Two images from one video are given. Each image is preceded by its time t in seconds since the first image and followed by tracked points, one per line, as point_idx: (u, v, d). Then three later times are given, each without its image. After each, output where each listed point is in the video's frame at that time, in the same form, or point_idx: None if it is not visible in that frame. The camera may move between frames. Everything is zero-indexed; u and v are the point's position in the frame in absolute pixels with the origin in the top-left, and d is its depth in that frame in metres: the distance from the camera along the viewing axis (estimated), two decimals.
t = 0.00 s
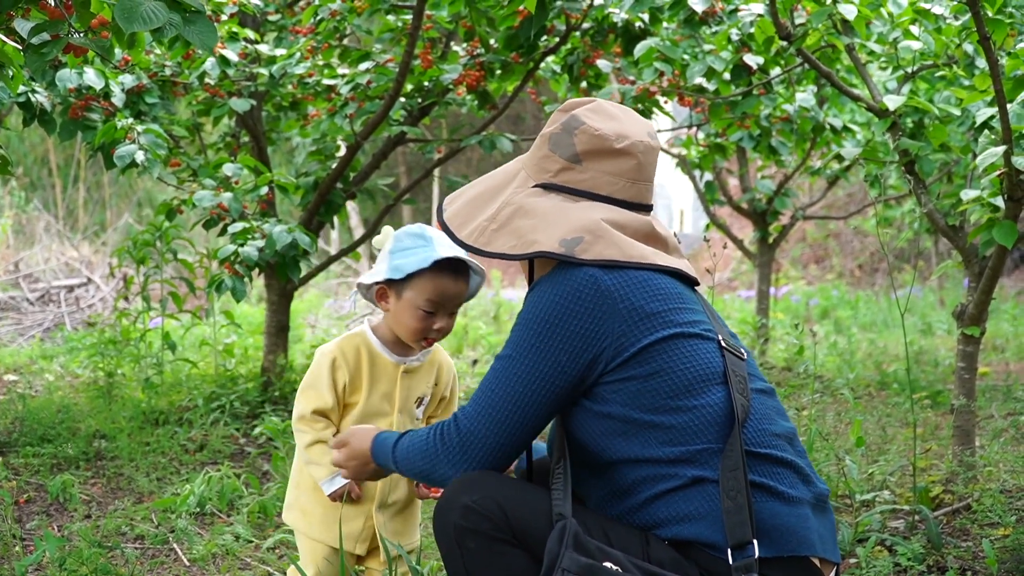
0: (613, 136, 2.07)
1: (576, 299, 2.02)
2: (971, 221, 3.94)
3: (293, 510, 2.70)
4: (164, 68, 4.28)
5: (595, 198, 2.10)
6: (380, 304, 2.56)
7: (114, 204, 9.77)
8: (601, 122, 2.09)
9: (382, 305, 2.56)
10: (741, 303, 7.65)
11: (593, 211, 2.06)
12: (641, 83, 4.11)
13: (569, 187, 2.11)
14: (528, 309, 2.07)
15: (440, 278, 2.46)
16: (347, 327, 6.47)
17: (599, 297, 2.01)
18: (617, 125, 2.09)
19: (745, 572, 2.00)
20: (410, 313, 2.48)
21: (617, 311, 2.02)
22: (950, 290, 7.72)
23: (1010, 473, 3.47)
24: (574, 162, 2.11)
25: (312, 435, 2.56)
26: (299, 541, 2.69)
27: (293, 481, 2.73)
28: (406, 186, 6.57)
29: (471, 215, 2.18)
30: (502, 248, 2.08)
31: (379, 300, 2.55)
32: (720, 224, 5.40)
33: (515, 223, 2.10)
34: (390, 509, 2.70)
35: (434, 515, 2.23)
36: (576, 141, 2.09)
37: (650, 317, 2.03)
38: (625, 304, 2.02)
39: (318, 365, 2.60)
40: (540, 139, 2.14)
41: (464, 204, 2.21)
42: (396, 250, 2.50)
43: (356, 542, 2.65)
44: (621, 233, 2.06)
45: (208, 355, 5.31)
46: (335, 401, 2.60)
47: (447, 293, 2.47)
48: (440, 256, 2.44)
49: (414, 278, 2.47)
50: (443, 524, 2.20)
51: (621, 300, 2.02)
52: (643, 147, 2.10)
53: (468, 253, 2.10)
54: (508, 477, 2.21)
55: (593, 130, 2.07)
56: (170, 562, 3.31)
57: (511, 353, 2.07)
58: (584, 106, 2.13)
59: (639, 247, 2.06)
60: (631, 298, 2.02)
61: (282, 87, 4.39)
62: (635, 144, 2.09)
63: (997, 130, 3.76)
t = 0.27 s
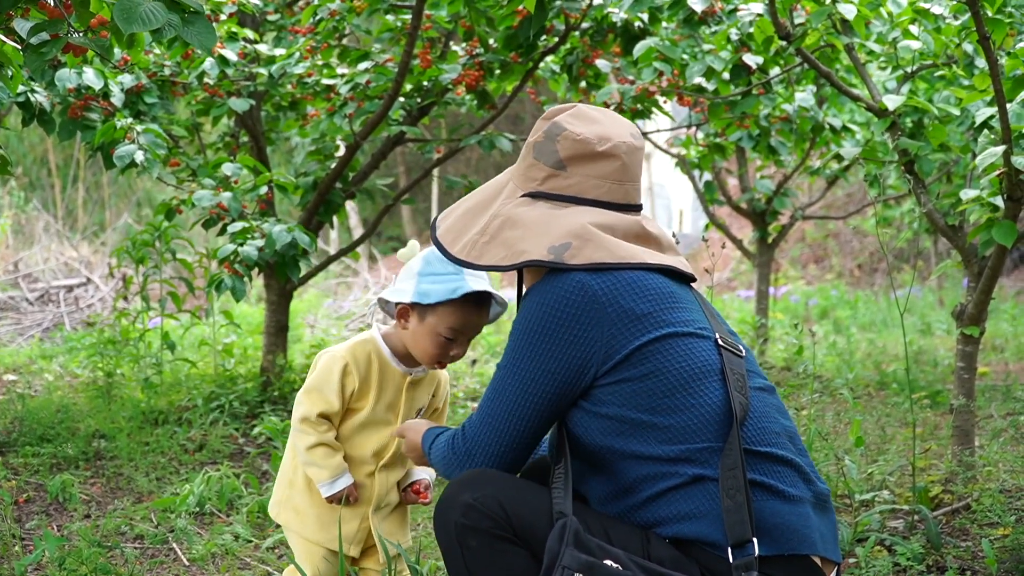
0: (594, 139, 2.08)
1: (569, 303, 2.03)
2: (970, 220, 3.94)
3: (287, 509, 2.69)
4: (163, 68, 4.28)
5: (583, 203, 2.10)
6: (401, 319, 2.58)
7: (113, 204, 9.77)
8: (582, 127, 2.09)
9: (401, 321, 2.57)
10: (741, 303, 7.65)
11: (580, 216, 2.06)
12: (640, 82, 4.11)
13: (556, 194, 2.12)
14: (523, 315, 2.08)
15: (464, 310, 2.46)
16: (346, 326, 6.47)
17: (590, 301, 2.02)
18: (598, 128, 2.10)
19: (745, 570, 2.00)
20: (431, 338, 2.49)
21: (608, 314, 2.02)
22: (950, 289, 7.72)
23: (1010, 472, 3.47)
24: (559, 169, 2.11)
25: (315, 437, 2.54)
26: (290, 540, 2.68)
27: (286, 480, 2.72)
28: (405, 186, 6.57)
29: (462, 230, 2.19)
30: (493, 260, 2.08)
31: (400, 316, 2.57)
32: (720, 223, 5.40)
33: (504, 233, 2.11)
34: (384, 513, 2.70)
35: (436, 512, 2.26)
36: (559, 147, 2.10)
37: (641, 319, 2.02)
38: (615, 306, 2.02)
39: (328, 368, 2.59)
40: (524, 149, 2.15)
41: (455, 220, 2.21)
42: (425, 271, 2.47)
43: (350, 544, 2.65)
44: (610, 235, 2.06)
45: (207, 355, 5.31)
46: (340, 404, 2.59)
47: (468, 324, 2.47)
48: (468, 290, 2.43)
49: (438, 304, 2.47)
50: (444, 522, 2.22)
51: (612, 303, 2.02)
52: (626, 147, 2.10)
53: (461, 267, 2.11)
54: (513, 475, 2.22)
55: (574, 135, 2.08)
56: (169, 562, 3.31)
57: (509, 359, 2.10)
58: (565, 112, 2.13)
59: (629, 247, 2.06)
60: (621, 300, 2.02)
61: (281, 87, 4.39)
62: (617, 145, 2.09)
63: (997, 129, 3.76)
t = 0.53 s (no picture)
0: (577, 144, 2.09)
1: (560, 307, 2.04)
2: (969, 220, 3.94)
3: (279, 513, 2.67)
4: (162, 68, 4.28)
5: (572, 209, 2.11)
6: (407, 330, 2.56)
7: (112, 204, 9.77)
8: (564, 133, 2.10)
9: (408, 332, 2.56)
10: (740, 303, 7.65)
11: (569, 222, 2.07)
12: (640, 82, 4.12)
13: (544, 203, 2.12)
14: (517, 321, 2.09)
15: (478, 324, 2.48)
16: (345, 326, 6.47)
17: (580, 305, 2.03)
18: (581, 133, 2.11)
19: (744, 571, 2.00)
20: (441, 350, 2.49)
21: (600, 317, 2.03)
22: (949, 289, 7.72)
23: (1009, 472, 3.46)
24: (545, 177, 2.12)
25: (319, 445, 2.51)
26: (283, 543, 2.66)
27: (278, 483, 2.68)
28: (404, 185, 6.58)
29: (455, 246, 2.19)
30: (486, 273, 2.09)
31: (407, 327, 2.55)
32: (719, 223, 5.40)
33: (495, 245, 2.11)
34: (378, 517, 2.72)
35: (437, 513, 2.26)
36: (544, 156, 2.11)
37: (630, 322, 2.03)
38: (605, 309, 2.03)
39: (335, 374, 2.56)
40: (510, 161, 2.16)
41: (449, 236, 2.22)
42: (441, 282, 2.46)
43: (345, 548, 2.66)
44: (599, 238, 2.07)
45: (206, 355, 5.32)
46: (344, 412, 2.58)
47: (479, 338, 2.49)
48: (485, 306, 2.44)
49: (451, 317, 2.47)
50: (445, 523, 2.23)
51: (601, 306, 2.03)
52: (609, 149, 2.10)
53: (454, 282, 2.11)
54: (513, 475, 2.23)
55: (557, 141, 2.09)
56: (169, 561, 3.31)
57: (506, 366, 2.12)
58: (547, 120, 2.15)
59: (618, 249, 2.07)
60: (612, 304, 2.03)
61: (280, 87, 4.39)
62: (600, 148, 2.10)
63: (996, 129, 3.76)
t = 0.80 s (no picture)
0: (575, 148, 2.09)
1: (562, 310, 2.04)
2: (969, 220, 3.94)
3: (271, 516, 2.65)
4: (162, 69, 4.28)
5: (572, 212, 2.12)
6: (410, 341, 2.55)
7: (112, 204, 9.77)
8: (561, 138, 2.11)
9: (411, 344, 2.55)
10: (739, 303, 7.65)
11: (570, 226, 2.08)
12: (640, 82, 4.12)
13: (545, 208, 2.13)
14: (518, 324, 2.09)
15: (483, 342, 2.49)
16: (344, 326, 6.47)
17: (581, 308, 2.03)
18: (578, 137, 2.11)
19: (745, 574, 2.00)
20: (445, 364, 2.49)
21: (601, 321, 2.03)
22: (949, 289, 7.73)
23: (1009, 472, 3.47)
24: (544, 182, 2.13)
25: (317, 450, 2.50)
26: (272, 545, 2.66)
27: (271, 485, 2.67)
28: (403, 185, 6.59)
29: (457, 255, 2.19)
30: (489, 281, 2.10)
31: (411, 338, 2.54)
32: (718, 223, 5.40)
33: (496, 252, 2.13)
34: (367, 522, 2.72)
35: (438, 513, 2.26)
36: (542, 161, 2.12)
37: (632, 324, 2.03)
38: (606, 313, 2.03)
39: (336, 380, 2.56)
40: (509, 168, 2.17)
41: (450, 246, 2.22)
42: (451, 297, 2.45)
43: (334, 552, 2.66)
44: (601, 241, 2.08)
45: (206, 355, 5.31)
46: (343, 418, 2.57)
47: (482, 356, 2.50)
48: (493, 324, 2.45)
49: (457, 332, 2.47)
50: (446, 522, 2.23)
51: (603, 309, 2.03)
52: (607, 151, 2.10)
53: (458, 291, 2.12)
54: (516, 475, 2.23)
55: (554, 146, 2.10)
56: (168, 561, 3.31)
57: (508, 369, 2.12)
58: (543, 126, 2.16)
59: (619, 250, 2.08)
60: (613, 307, 2.03)
61: (280, 87, 4.39)
62: (598, 150, 2.10)
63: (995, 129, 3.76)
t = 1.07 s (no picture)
0: (583, 150, 2.10)
1: (565, 313, 2.05)
2: (968, 220, 3.95)
3: (271, 519, 2.65)
4: (161, 70, 4.29)
5: (579, 214, 2.13)
6: (409, 339, 2.55)
7: (111, 205, 9.77)
8: (569, 139, 2.12)
9: (410, 342, 2.55)
10: (739, 304, 7.65)
11: (577, 228, 2.09)
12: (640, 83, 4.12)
13: (552, 209, 2.14)
14: (523, 326, 2.10)
15: (482, 341, 2.49)
16: (344, 327, 6.47)
17: (584, 311, 2.04)
18: (586, 139, 2.12)
19: None
20: (445, 363, 2.49)
21: (605, 323, 2.04)
22: (948, 290, 7.73)
23: (1008, 472, 3.47)
24: (552, 184, 2.13)
25: (316, 453, 2.50)
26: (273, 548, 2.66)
27: (270, 488, 2.67)
28: (403, 185, 6.59)
29: (464, 255, 2.20)
30: (495, 282, 2.11)
31: (411, 336, 2.54)
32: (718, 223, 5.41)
33: (503, 254, 2.13)
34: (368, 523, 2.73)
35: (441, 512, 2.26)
36: (549, 162, 2.12)
37: (635, 327, 2.04)
38: (610, 315, 2.04)
39: (335, 383, 2.55)
40: (517, 168, 2.18)
41: (457, 245, 2.23)
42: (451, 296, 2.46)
43: (335, 554, 2.66)
44: (608, 243, 2.08)
45: (206, 355, 5.31)
46: (342, 421, 2.57)
47: (480, 355, 2.51)
48: (492, 323, 2.46)
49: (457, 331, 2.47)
50: (448, 522, 2.23)
51: (607, 311, 2.04)
52: (615, 153, 2.11)
53: (464, 291, 2.13)
54: (519, 475, 2.23)
55: (562, 147, 2.10)
56: (168, 562, 3.31)
57: (512, 370, 2.13)
58: (551, 126, 2.16)
59: (626, 252, 2.08)
60: (616, 310, 2.04)
61: (280, 88, 4.39)
62: (606, 152, 2.10)
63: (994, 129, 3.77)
